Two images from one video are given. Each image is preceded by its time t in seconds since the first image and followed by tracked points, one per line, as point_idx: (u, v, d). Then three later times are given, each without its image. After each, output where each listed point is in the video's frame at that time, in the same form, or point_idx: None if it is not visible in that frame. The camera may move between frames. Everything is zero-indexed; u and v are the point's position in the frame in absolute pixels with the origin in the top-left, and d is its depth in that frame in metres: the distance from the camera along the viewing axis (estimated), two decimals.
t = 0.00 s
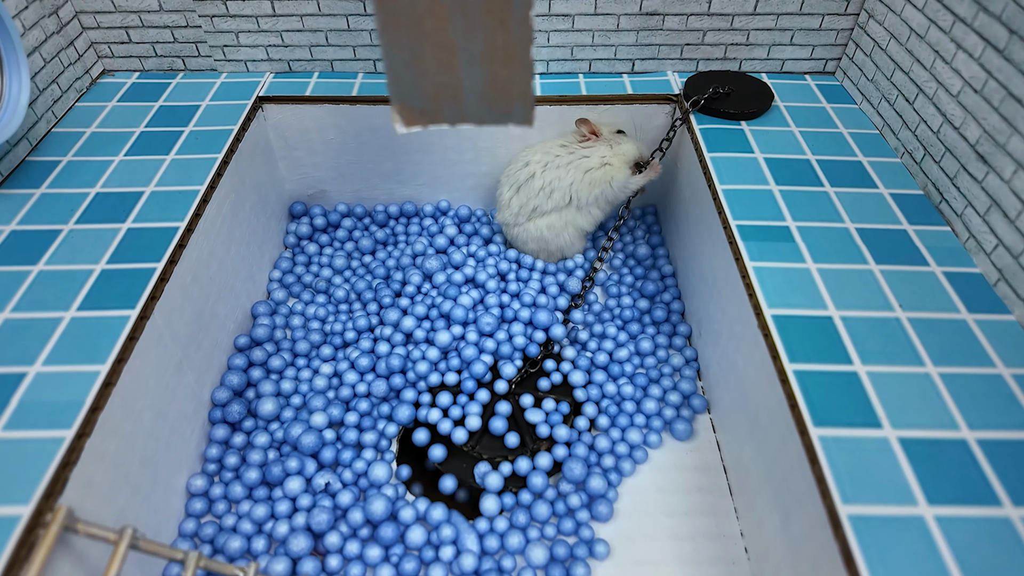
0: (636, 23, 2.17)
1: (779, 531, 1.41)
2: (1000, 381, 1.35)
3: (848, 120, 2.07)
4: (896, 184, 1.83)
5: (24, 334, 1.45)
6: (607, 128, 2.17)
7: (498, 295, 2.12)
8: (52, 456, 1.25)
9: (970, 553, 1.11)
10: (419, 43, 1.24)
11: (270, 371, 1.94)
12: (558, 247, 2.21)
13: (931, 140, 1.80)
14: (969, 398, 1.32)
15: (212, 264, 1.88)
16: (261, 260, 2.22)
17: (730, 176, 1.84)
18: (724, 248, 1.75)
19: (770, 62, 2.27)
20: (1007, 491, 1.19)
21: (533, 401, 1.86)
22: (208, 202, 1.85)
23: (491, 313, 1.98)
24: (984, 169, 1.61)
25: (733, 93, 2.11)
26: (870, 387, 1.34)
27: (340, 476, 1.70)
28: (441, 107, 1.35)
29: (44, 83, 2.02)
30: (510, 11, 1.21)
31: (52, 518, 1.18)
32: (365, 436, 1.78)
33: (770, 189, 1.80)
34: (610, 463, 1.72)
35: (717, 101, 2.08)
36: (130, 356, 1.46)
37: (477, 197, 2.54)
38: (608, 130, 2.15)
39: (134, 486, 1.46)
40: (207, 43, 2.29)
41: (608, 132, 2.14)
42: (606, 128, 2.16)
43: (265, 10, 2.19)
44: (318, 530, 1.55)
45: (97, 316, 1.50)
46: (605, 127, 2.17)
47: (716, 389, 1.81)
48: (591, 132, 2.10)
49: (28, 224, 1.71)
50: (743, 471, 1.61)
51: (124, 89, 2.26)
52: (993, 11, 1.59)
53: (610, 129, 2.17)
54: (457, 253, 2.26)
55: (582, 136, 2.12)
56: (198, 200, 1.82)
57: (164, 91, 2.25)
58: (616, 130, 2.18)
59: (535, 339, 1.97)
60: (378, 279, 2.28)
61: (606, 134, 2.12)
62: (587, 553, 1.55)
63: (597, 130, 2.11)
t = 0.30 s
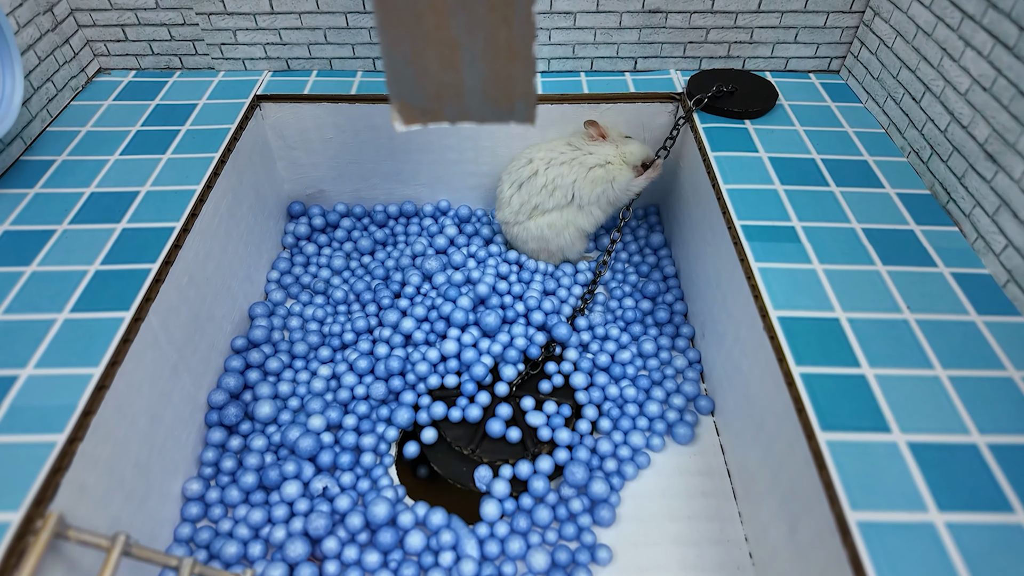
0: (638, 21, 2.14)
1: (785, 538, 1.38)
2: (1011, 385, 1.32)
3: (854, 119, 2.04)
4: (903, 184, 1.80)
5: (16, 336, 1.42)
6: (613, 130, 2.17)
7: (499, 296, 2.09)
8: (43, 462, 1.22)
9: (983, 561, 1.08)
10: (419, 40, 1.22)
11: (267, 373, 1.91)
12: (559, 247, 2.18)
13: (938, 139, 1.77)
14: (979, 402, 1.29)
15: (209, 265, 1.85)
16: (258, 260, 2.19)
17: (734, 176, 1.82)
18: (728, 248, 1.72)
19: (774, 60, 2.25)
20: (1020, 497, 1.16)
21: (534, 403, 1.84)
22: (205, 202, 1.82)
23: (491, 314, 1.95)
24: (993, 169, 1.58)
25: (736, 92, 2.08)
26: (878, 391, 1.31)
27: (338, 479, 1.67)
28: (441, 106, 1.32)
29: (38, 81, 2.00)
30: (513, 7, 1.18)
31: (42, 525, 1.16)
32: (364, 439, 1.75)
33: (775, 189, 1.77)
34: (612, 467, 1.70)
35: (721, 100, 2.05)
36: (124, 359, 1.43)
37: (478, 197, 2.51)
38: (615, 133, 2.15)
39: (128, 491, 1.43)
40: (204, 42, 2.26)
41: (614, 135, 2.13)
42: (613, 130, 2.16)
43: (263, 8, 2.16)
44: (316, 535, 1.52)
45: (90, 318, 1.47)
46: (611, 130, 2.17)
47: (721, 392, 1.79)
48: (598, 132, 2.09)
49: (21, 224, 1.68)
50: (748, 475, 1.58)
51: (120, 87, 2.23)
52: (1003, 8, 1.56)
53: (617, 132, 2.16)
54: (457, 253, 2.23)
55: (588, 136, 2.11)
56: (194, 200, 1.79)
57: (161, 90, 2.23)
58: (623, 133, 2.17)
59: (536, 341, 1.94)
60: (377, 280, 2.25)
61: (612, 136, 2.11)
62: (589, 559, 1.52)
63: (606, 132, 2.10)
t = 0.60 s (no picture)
0: (638, 19, 2.12)
1: (787, 544, 1.36)
2: (1018, 387, 1.29)
3: (856, 118, 2.02)
4: (906, 183, 1.78)
5: (6, 337, 1.40)
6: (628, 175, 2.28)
7: (497, 296, 2.06)
8: (31, 466, 1.20)
9: (990, 568, 1.06)
10: (415, 35, 1.19)
11: (263, 375, 1.88)
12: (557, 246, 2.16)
13: (942, 138, 1.75)
14: (986, 405, 1.27)
15: (204, 265, 1.83)
16: (254, 260, 2.17)
17: (736, 175, 1.79)
18: (730, 248, 1.70)
19: (775, 58, 2.22)
20: None
21: (533, 405, 1.81)
22: (199, 202, 1.80)
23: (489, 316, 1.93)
24: (998, 168, 1.56)
25: (737, 90, 2.06)
26: (882, 393, 1.29)
27: (334, 483, 1.65)
28: (438, 103, 1.29)
29: (31, 79, 1.97)
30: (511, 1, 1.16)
31: (30, 530, 1.14)
32: (360, 442, 1.72)
33: (777, 188, 1.75)
34: (612, 471, 1.67)
35: (722, 98, 2.02)
36: (116, 361, 1.41)
37: (476, 197, 2.49)
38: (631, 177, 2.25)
39: (119, 495, 1.41)
40: (199, 40, 2.24)
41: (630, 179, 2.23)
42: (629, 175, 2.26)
43: (258, 6, 2.14)
44: (311, 540, 1.50)
45: (81, 319, 1.45)
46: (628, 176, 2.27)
47: (722, 393, 1.76)
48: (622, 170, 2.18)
49: (12, 224, 1.66)
50: (750, 479, 1.56)
51: (115, 86, 2.21)
52: (1008, 4, 1.54)
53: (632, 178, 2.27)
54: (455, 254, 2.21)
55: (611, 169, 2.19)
56: (188, 199, 1.77)
57: (156, 88, 2.20)
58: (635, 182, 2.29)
59: (535, 342, 1.92)
60: (374, 280, 2.23)
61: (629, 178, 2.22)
62: (588, 563, 1.50)
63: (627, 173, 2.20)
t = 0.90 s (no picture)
0: (638, 23, 2.10)
1: (790, 557, 1.34)
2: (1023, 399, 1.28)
3: (858, 124, 2.00)
4: (909, 190, 1.76)
5: None
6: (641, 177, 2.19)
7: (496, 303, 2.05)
8: (25, 481, 1.19)
9: None
10: (411, 44, 1.17)
11: (260, 383, 1.87)
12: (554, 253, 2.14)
13: (945, 145, 1.73)
14: (990, 417, 1.25)
15: (201, 273, 1.81)
16: (252, 266, 2.15)
17: (737, 182, 1.78)
18: (731, 257, 1.69)
19: (776, 63, 2.21)
20: None
21: (533, 414, 1.80)
22: (196, 209, 1.79)
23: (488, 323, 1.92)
24: (1002, 175, 1.54)
25: (739, 95, 2.04)
26: (886, 405, 1.27)
27: (332, 494, 1.63)
28: (434, 112, 1.28)
29: (27, 85, 1.96)
30: (510, 9, 1.14)
31: (24, 546, 1.12)
32: (358, 451, 1.71)
33: (779, 195, 1.73)
34: (613, 481, 1.66)
35: (722, 103, 2.01)
36: (111, 372, 1.39)
37: (476, 202, 2.47)
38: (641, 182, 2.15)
39: (115, 507, 1.40)
40: (197, 44, 2.22)
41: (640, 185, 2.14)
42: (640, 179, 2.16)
43: (256, 10, 2.12)
44: (309, 552, 1.48)
45: (76, 329, 1.43)
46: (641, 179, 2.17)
47: (723, 402, 1.75)
48: (626, 183, 2.08)
49: (8, 232, 1.64)
50: (752, 490, 1.54)
51: (112, 91, 2.19)
52: (1012, 11, 1.53)
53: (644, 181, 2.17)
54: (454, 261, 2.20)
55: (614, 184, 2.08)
56: (185, 207, 1.76)
57: (153, 93, 2.19)
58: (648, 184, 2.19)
59: (534, 350, 1.91)
60: (372, 286, 2.21)
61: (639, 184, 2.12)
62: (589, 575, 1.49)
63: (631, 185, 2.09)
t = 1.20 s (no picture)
0: (644, 18, 2.07)
1: (804, 563, 1.30)
2: None
3: (868, 120, 1.96)
4: (921, 187, 1.72)
5: None
6: (624, 177, 2.09)
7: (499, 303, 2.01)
8: (14, 486, 1.15)
9: None
10: (413, 35, 1.13)
11: (259, 384, 1.83)
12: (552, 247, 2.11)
13: (959, 141, 1.70)
14: (1011, 420, 1.21)
15: (198, 272, 1.77)
16: (250, 265, 2.12)
17: (746, 178, 1.74)
18: (741, 255, 1.65)
19: (784, 59, 2.17)
20: None
21: (538, 416, 1.76)
22: (193, 206, 1.75)
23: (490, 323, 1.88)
24: (1019, 172, 1.50)
25: (746, 91, 2.00)
26: (903, 408, 1.24)
27: (332, 498, 1.59)
28: (438, 107, 1.25)
29: (21, 80, 1.92)
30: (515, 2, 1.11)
31: (11, 554, 1.09)
32: (359, 454, 1.67)
33: (789, 192, 1.70)
34: (619, 485, 1.62)
35: (729, 100, 1.97)
36: (104, 373, 1.35)
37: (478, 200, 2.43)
38: (618, 183, 2.05)
39: (108, 512, 1.36)
40: (194, 40, 2.18)
41: (615, 186, 2.05)
42: (617, 180, 2.06)
43: (255, 5, 2.08)
44: (308, 558, 1.44)
45: (68, 329, 1.39)
46: (620, 181, 2.07)
47: (732, 403, 1.72)
48: (598, 183, 2.00)
49: None
50: (763, 494, 1.50)
51: (108, 87, 2.15)
52: None
53: (626, 181, 2.07)
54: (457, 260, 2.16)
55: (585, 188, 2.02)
56: (181, 204, 1.72)
57: (150, 89, 2.15)
58: (632, 183, 2.07)
59: (539, 350, 1.87)
60: (372, 285, 2.17)
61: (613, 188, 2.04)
62: None
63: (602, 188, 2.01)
